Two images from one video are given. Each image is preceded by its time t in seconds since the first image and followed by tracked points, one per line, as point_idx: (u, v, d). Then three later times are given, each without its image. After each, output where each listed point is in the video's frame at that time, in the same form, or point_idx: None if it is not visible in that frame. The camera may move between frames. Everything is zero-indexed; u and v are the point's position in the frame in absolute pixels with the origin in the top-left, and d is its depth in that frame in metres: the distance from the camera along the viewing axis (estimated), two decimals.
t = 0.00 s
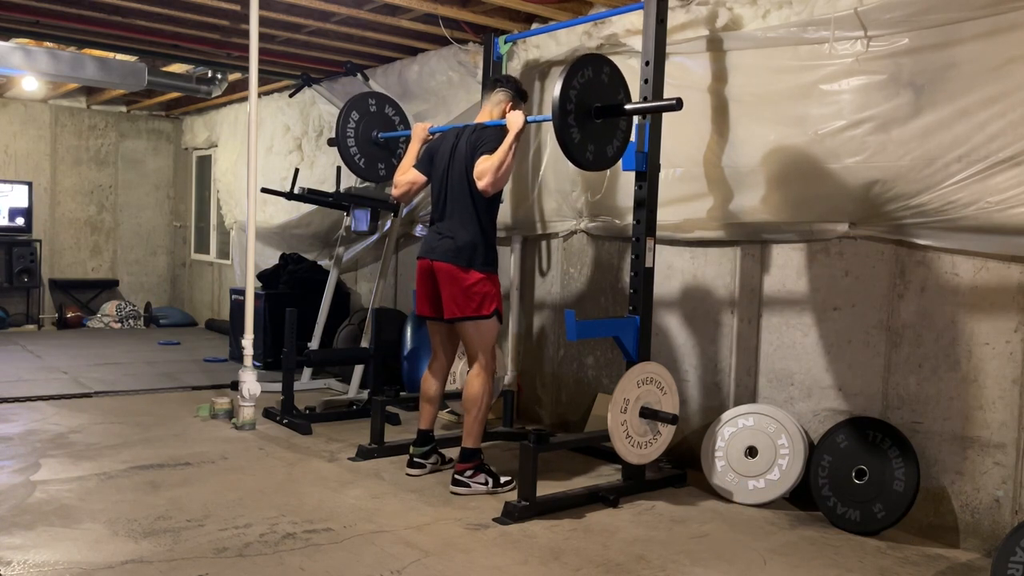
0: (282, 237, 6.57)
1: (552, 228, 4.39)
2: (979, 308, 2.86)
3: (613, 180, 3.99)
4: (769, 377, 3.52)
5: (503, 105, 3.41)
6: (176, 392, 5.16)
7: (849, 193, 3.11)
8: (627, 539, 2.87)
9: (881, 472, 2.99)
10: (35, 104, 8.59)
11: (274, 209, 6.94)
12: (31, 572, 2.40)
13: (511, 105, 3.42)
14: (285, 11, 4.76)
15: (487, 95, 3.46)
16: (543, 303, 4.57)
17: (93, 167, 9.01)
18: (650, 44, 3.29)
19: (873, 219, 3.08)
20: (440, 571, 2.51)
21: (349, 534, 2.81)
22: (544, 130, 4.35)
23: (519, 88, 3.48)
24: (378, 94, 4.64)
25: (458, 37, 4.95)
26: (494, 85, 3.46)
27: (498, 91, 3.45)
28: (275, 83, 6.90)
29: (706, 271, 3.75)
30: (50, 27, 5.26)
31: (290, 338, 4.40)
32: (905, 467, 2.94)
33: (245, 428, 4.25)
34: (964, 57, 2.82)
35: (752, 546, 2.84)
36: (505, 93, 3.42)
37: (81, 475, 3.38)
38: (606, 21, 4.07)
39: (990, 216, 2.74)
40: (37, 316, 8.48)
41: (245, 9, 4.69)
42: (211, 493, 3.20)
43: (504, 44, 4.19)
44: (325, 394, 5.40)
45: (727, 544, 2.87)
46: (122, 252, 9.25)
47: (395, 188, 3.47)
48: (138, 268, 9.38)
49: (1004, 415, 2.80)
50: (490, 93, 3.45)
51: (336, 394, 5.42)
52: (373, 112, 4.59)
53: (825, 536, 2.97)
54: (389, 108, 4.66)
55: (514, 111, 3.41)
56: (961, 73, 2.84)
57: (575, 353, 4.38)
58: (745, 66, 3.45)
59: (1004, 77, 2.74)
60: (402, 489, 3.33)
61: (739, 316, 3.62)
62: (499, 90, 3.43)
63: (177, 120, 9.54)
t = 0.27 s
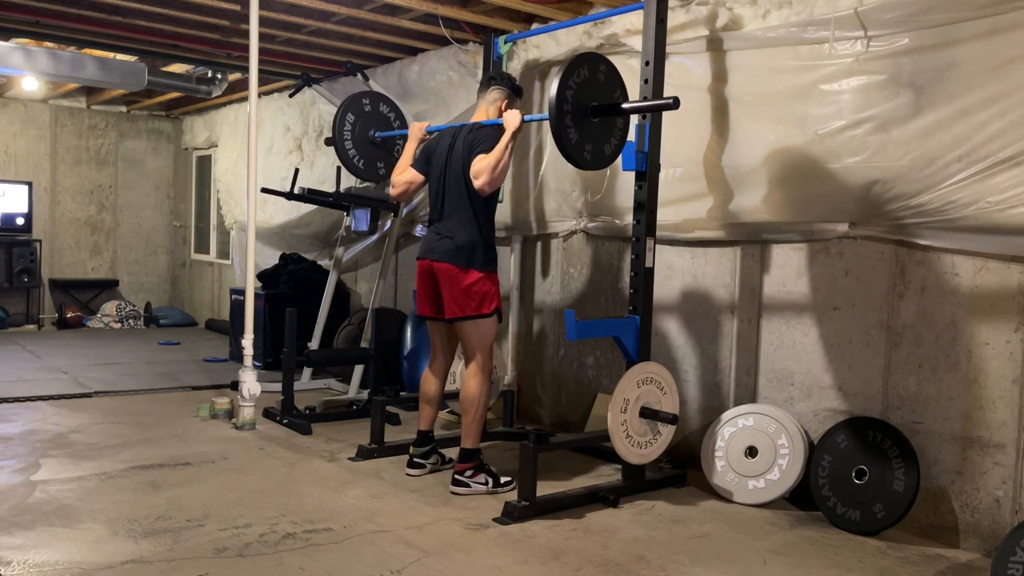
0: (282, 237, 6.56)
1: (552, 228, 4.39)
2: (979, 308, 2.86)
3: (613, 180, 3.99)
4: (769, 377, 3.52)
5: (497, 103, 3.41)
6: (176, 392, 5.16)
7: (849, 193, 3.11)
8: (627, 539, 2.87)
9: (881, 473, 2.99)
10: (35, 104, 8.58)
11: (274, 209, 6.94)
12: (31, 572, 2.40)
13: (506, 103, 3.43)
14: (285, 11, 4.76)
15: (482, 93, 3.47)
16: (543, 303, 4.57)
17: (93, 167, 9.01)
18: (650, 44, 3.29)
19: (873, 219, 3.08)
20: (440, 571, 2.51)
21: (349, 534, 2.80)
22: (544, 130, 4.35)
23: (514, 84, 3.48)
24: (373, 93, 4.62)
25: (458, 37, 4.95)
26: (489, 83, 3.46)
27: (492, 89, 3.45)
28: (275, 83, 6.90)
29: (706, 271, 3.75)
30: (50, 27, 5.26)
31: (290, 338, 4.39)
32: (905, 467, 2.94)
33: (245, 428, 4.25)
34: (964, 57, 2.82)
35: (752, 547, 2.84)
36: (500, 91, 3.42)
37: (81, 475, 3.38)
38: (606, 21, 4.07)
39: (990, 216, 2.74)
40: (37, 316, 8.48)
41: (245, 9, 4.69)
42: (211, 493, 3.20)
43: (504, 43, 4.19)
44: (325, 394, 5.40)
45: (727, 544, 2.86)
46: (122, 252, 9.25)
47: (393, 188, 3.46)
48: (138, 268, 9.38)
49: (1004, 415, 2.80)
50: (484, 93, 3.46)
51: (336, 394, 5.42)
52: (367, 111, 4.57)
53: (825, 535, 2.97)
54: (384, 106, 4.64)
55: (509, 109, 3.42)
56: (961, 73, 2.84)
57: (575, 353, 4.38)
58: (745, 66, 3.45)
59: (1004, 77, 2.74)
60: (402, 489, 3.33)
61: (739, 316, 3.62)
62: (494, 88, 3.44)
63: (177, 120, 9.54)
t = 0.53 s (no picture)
0: (282, 237, 6.56)
1: (552, 228, 4.39)
2: (979, 309, 2.86)
3: (613, 180, 3.99)
4: (769, 377, 3.52)
5: (496, 104, 3.42)
6: (176, 392, 5.16)
7: (849, 193, 3.11)
8: (627, 539, 2.87)
9: (881, 473, 2.99)
10: (35, 104, 8.58)
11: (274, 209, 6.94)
12: (31, 572, 2.40)
13: (504, 103, 3.43)
14: (284, 11, 4.76)
15: (481, 94, 3.47)
16: (543, 303, 4.57)
17: (93, 167, 9.01)
18: (650, 44, 3.29)
19: (873, 219, 3.08)
20: (440, 571, 2.51)
21: (349, 534, 2.81)
22: (544, 130, 4.36)
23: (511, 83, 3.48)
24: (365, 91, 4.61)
25: (458, 37, 4.95)
26: (488, 83, 3.45)
27: (490, 90, 3.45)
28: (275, 83, 6.90)
29: (706, 271, 3.75)
30: (50, 27, 5.26)
31: (290, 338, 4.39)
32: (905, 468, 2.94)
33: (245, 428, 4.25)
34: (964, 57, 2.82)
35: (752, 547, 2.84)
36: (498, 91, 3.42)
37: (81, 475, 3.38)
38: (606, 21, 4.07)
39: (990, 216, 2.74)
40: (37, 316, 8.48)
41: (245, 9, 4.69)
42: (211, 493, 3.20)
43: (504, 44, 4.19)
44: (325, 394, 5.40)
45: (727, 544, 2.87)
46: (122, 252, 9.25)
47: (390, 186, 3.46)
48: (138, 268, 9.38)
49: (1004, 415, 2.80)
50: (482, 93, 3.46)
51: (336, 394, 5.42)
52: (362, 111, 4.56)
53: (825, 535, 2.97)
54: (379, 103, 4.64)
55: (508, 110, 3.42)
56: (961, 73, 2.84)
57: (574, 353, 4.38)
58: (745, 66, 3.45)
59: (1004, 77, 2.74)
60: (402, 489, 3.33)
61: (739, 316, 3.62)
62: (491, 88, 3.43)
63: (177, 120, 9.54)
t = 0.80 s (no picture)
0: (282, 237, 6.56)
1: (552, 228, 4.39)
2: (979, 309, 2.86)
3: (613, 180, 3.99)
4: (769, 377, 3.52)
5: (496, 106, 3.41)
6: (176, 392, 5.16)
7: (849, 192, 3.11)
8: (627, 539, 2.87)
9: (881, 473, 2.99)
10: (35, 104, 8.58)
11: (274, 209, 6.94)
12: (31, 572, 2.40)
13: (505, 106, 3.42)
14: (284, 11, 4.76)
15: (481, 95, 3.46)
16: (543, 304, 4.57)
17: (93, 167, 9.01)
18: (650, 44, 3.29)
19: (873, 219, 3.08)
20: (440, 571, 2.51)
21: (349, 534, 2.81)
22: (544, 131, 4.36)
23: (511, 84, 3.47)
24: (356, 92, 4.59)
25: (458, 37, 4.95)
26: (488, 85, 3.45)
27: (491, 92, 3.45)
28: (275, 83, 6.90)
29: (705, 271, 3.75)
30: (50, 27, 5.26)
31: (290, 338, 4.39)
32: (905, 468, 2.94)
33: (245, 428, 4.25)
34: (964, 57, 2.82)
35: (752, 547, 2.84)
36: (499, 94, 3.42)
37: (81, 475, 3.38)
38: (606, 21, 4.07)
39: (991, 216, 2.74)
40: (37, 316, 8.48)
41: (245, 9, 4.69)
42: (211, 493, 3.20)
43: (504, 44, 4.19)
44: (325, 394, 5.40)
45: (728, 544, 2.87)
46: (122, 252, 9.25)
47: (389, 187, 3.46)
48: (138, 268, 9.38)
49: (1004, 415, 2.80)
50: (482, 95, 3.46)
51: (336, 394, 5.42)
52: (358, 112, 4.56)
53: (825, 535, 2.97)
54: (375, 103, 4.63)
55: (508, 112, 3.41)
56: (960, 73, 2.84)
57: (574, 353, 4.38)
58: (745, 66, 3.45)
59: (1004, 77, 2.74)
60: (402, 489, 3.33)
61: (739, 316, 3.62)
62: (494, 91, 3.43)
63: (177, 120, 9.54)
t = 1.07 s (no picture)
0: (282, 237, 6.56)
1: (552, 228, 4.39)
2: (979, 309, 2.86)
3: (612, 179, 3.99)
4: (769, 377, 3.52)
5: (496, 101, 3.41)
6: (176, 392, 5.16)
7: (849, 192, 3.11)
8: (627, 539, 2.87)
9: (881, 473, 2.99)
10: (35, 104, 8.58)
11: (274, 209, 6.94)
12: (31, 572, 2.40)
13: (504, 101, 3.43)
14: (284, 11, 4.76)
15: (481, 90, 3.46)
16: (543, 304, 4.57)
17: (93, 167, 9.01)
18: (650, 44, 3.29)
19: (873, 218, 3.08)
20: (440, 571, 2.51)
21: (349, 534, 2.81)
22: (544, 131, 4.36)
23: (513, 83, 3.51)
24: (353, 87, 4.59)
25: (458, 37, 4.95)
26: (488, 81, 3.46)
27: (491, 87, 3.45)
28: (275, 83, 6.91)
29: (705, 271, 3.75)
30: (50, 27, 5.26)
31: (290, 338, 4.39)
32: (905, 468, 2.94)
33: (245, 428, 4.25)
34: (964, 57, 2.82)
35: (752, 547, 2.84)
36: (499, 90, 3.43)
37: (81, 475, 3.38)
38: (606, 21, 4.07)
39: (990, 216, 2.74)
40: (37, 316, 8.49)
41: (245, 9, 4.69)
42: (211, 493, 3.20)
43: (504, 43, 4.19)
44: (325, 394, 5.40)
45: (728, 544, 2.86)
46: (122, 252, 9.25)
47: (387, 177, 3.48)
48: (138, 268, 9.38)
49: (1004, 415, 2.80)
50: (483, 90, 3.46)
51: (336, 394, 5.42)
52: (356, 107, 4.55)
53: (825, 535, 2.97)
54: (372, 96, 4.64)
55: (508, 107, 3.42)
56: (961, 73, 2.84)
57: (574, 353, 4.38)
58: (746, 65, 3.45)
59: (1004, 77, 2.74)
60: (402, 489, 3.33)
61: (739, 316, 3.62)
62: (492, 87, 3.44)
63: (177, 120, 9.54)
